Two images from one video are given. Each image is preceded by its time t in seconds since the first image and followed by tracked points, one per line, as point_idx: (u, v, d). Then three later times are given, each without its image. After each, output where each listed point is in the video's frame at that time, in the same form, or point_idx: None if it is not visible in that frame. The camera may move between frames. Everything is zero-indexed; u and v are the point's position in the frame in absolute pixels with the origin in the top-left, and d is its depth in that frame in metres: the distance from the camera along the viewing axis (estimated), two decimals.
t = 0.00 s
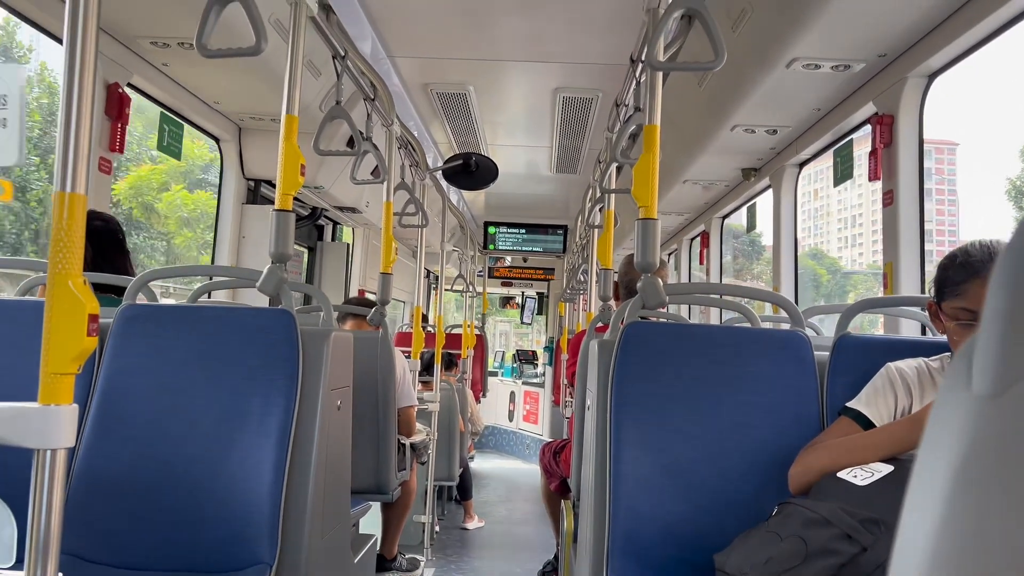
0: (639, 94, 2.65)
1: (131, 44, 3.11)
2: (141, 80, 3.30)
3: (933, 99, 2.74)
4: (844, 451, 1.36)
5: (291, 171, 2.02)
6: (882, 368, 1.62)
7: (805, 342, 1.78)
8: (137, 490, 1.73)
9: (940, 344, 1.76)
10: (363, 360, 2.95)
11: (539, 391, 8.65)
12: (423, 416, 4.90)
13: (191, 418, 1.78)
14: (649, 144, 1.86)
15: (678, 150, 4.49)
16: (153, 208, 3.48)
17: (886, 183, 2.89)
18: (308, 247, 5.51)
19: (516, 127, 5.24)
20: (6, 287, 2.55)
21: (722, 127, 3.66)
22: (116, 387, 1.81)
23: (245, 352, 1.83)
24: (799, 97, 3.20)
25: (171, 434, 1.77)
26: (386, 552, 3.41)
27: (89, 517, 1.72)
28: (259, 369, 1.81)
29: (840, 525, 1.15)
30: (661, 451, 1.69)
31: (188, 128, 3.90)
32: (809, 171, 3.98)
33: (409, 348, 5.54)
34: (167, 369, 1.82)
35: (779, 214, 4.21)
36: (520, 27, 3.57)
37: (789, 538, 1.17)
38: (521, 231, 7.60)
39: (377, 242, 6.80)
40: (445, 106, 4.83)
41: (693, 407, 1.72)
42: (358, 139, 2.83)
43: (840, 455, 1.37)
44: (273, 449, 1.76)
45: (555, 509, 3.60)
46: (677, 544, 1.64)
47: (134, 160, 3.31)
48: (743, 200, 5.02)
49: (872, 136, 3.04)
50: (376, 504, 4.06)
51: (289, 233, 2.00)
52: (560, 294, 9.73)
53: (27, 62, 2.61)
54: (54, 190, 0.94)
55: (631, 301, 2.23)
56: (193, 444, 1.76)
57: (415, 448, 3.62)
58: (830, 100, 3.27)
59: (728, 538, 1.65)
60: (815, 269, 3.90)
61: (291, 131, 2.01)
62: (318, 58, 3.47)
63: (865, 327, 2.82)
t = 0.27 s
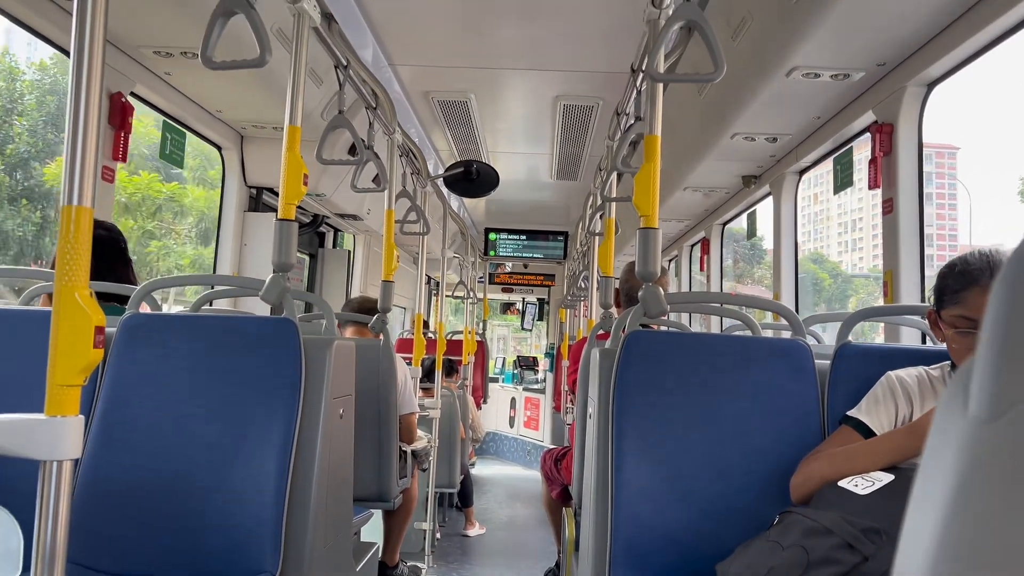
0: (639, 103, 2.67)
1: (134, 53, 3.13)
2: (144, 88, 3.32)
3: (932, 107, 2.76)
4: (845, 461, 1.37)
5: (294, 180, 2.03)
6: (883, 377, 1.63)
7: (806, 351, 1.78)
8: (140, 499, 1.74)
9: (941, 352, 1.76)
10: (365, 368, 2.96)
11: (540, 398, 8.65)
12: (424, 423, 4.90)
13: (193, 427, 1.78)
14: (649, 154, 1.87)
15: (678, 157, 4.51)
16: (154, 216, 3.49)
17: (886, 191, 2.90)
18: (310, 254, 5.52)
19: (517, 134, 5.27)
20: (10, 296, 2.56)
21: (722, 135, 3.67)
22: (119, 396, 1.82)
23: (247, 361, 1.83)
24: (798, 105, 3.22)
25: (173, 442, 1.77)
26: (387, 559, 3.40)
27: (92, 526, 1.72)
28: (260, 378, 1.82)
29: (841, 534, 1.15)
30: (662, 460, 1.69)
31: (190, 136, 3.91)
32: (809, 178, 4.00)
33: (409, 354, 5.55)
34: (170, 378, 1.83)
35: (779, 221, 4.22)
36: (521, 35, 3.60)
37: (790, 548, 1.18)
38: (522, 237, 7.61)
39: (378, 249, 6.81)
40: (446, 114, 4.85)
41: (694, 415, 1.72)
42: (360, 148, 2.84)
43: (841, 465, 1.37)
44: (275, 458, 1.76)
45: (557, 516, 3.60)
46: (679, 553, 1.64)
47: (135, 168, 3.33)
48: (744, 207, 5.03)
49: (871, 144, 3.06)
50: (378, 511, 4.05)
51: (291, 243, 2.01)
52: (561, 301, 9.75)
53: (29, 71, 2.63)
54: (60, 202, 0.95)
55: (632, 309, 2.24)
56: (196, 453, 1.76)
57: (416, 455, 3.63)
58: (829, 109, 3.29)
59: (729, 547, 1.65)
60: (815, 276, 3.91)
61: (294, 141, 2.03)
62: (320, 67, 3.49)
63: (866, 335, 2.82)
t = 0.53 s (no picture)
0: (637, 106, 2.67)
1: (132, 56, 3.14)
2: (142, 91, 3.32)
3: (929, 111, 2.77)
4: (844, 464, 1.37)
5: (293, 184, 2.03)
6: (881, 380, 1.63)
7: (804, 354, 1.79)
8: (138, 501, 1.74)
9: (937, 356, 1.77)
10: (363, 370, 2.96)
11: (539, 399, 8.66)
12: (422, 424, 4.91)
13: (192, 429, 1.79)
14: (648, 158, 1.88)
15: (676, 159, 4.52)
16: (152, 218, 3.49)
17: (884, 194, 2.91)
18: (308, 256, 5.52)
19: (515, 136, 5.28)
20: (8, 298, 2.56)
21: (720, 138, 3.69)
22: (118, 398, 1.82)
23: (246, 364, 1.83)
24: (796, 108, 3.23)
25: (172, 445, 1.77)
26: (386, 561, 3.41)
27: (90, 529, 1.73)
28: (260, 381, 1.82)
29: (838, 537, 1.16)
30: (661, 462, 1.70)
31: (188, 138, 3.91)
32: (807, 180, 4.01)
33: (408, 356, 5.55)
34: (169, 381, 1.83)
35: (776, 223, 4.23)
36: (519, 38, 3.60)
37: (788, 551, 1.18)
38: (520, 239, 7.62)
39: (376, 250, 6.81)
40: (445, 116, 4.86)
41: (693, 418, 1.73)
42: (358, 150, 2.84)
43: (840, 468, 1.38)
44: (274, 461, 1.76)
45: (554, 518, 3.60)
46: (677, 555, 1.65)
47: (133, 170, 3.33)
48: (741, 209, 5.05)
49: (869, 146, 3.07)
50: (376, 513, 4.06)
51: (290, 246, 2.01)
52: (559, 302, 9.77)
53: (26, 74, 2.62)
54: (59, 209, 0.95)
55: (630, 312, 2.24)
56: (195, 457, 1.76)
57: (414, 457, 3.63)
58: (827, 112, 3.30)
59: (727, 549, 1.66)
60: (813, 278, 3.93)
61: (292, 145, 2.03)
62: (318, 69, 3.49)
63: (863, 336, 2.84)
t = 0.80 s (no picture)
0: (630, 101, 2.67)
1: (123, 51, 3.11)
2: (133, 86, 3.29)
3: (921, 107, 2.78)
4: (836, 456, 1.38)
5: (284, 178, 2.02)
6: (872, 374, 1.64)
7: (796, 348, 1.79)
8: (128, 496, 1.72)
9: (928, 349, 1.78)
10: (356, 366, 2.95)
11: (532, 397, 8.65)
12: (415, 421, 4.89)
13: (182, 424, 1.77)
14: (640, 152, 1.88)
15: (669, 156, 4.52)
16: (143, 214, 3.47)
17: (876, 190, 2.92)
18: (300, 253, 5.50)
19: (508, 133, 5.27)
20: None
21: (713, 134, 3.68)
22: (108, 393, 1.81)
23: (237, 358, 1.82)
24: (788, 105, 3.24)
25: (162, 439, 1.76)
26: (379, 557, 3.40)
27: (78, 524, 1.71)
28: (251, 375, 1.81)
29: (829, 530, 1.15)
30: (653, 456, 1.70)
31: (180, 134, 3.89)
32: (799, 177, 4.02)
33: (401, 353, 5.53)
34: (159, 376, 1.82)
35: (769, 220, 4.24)
36: (512, 34, 3.59)
37: (780, 544, 1.18)
38: (513, 237, 7.60)
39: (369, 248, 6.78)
40: (438, 112, 4.84)
41: (685, 412, 1.73)
42: (351, 146, 2.83)
43: (833, 460, 1.38)
44: (265, 455, 1.75)
45: (548, 515, 3.60)
46: (669, 549, 1.65)
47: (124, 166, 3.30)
48: (735, 206, 5.05)
49: (861, 143, 3.08)
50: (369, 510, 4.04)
51: (281, 241, 2.00)
52: (553, 300, 9.76)
53: (15, 67, 2.60)
54: (46, 198, 0.94)
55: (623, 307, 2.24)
56: (186, 451, 1.75)
57: (408, 454, 3.62)
58: (819, 108, 3.31)
59: (719, 542, 1.66)
60: (806, 274, 3.93)
61: (283, 138, 2.02)
62: (310, 64, 3.47)
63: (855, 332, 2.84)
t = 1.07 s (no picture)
0: (624, 100, 2.68)
1: (115, 47, 3.09)
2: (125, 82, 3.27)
3: (913, 106, 2.80)
4: (828, 453, 1.38)
5: (277, 174, 2.01)
6: (865, 371, 1.64)
7: (788, 345, 1.80)
8: (121, 494, 1.72)
9: (919, 346, 1.79)
10: (349, 364, 2.94)
11: (525, 396, 8.65)
12: (408, 420, 4.88)
13: (175, 421, 1.77)
14: (634, 149, 1.88)
15: (662, 155, 4.53)
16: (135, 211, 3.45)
17: (868, 189, 2.94)
18: (293, 251, 5.48)
19: (502, 132, 5.26)
20: None
21: (706, 132, 3.69)
22: (100, 390, 1.80)
23: (230, 355, 1.81)
24: (782, 104, 3.26)
25: (155, 437, 1.75)
26: (372, 556, 3.40)
27: (71, 522, 1.70)
28: (244, 372, 1.80)
29: (822, 525, 1.16)
30: (647, 453, 1.70)
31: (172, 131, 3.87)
32: (792, 176, 4.04)
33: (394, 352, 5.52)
34: (152, 374, 1.81)
35: (762, 219, 4.26)
36: (507, 32, 3.59)
37: (773, 540, 1.19)
38: (507, 236, 7.60)
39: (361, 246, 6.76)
40: (431, 110, 4.83)
41: (678, 409, 1.73)
42: (344, 143, 2.82)
43: (824, 457, 1.39)
44: (258, 452, 1.74)
45: (541, 513, 3.60)
46: (663, 545, 1.66)
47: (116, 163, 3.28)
48: (728, 205, 5.07)
49: (854, 142, 3.10)
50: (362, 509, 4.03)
51: (275, 237, 1.99)
52: (545, 299, 9.77)
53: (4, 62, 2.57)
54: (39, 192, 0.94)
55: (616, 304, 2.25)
56: (178, 449, 1.75)
57: (401, 452, 3.61)
58: (812, 107, 3.32)
59: (713, 538, 1.67)
60: (798, 273, 3.95)
61: (277, 134, 2.01)
62: (304, 61, 3.46)
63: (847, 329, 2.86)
